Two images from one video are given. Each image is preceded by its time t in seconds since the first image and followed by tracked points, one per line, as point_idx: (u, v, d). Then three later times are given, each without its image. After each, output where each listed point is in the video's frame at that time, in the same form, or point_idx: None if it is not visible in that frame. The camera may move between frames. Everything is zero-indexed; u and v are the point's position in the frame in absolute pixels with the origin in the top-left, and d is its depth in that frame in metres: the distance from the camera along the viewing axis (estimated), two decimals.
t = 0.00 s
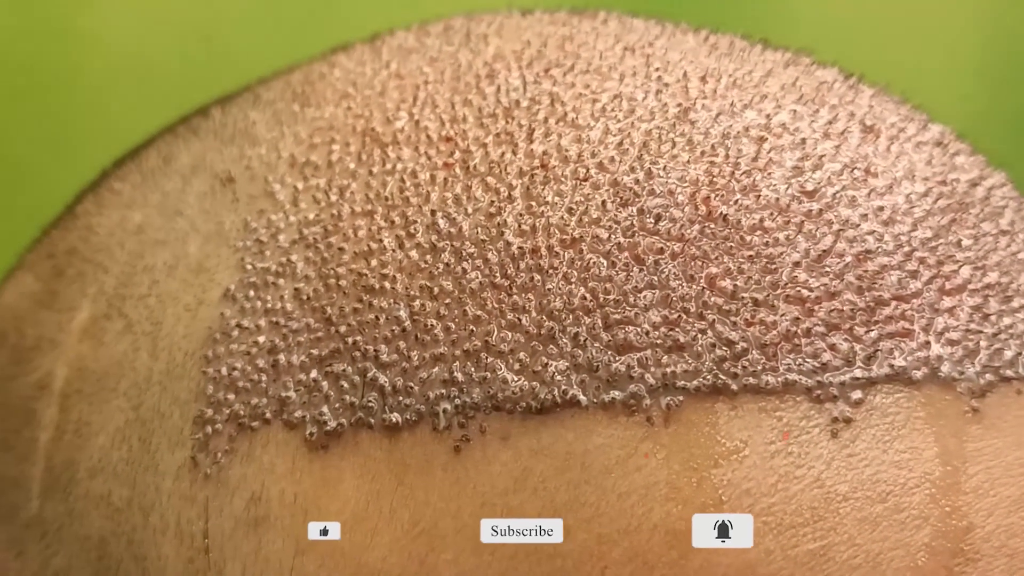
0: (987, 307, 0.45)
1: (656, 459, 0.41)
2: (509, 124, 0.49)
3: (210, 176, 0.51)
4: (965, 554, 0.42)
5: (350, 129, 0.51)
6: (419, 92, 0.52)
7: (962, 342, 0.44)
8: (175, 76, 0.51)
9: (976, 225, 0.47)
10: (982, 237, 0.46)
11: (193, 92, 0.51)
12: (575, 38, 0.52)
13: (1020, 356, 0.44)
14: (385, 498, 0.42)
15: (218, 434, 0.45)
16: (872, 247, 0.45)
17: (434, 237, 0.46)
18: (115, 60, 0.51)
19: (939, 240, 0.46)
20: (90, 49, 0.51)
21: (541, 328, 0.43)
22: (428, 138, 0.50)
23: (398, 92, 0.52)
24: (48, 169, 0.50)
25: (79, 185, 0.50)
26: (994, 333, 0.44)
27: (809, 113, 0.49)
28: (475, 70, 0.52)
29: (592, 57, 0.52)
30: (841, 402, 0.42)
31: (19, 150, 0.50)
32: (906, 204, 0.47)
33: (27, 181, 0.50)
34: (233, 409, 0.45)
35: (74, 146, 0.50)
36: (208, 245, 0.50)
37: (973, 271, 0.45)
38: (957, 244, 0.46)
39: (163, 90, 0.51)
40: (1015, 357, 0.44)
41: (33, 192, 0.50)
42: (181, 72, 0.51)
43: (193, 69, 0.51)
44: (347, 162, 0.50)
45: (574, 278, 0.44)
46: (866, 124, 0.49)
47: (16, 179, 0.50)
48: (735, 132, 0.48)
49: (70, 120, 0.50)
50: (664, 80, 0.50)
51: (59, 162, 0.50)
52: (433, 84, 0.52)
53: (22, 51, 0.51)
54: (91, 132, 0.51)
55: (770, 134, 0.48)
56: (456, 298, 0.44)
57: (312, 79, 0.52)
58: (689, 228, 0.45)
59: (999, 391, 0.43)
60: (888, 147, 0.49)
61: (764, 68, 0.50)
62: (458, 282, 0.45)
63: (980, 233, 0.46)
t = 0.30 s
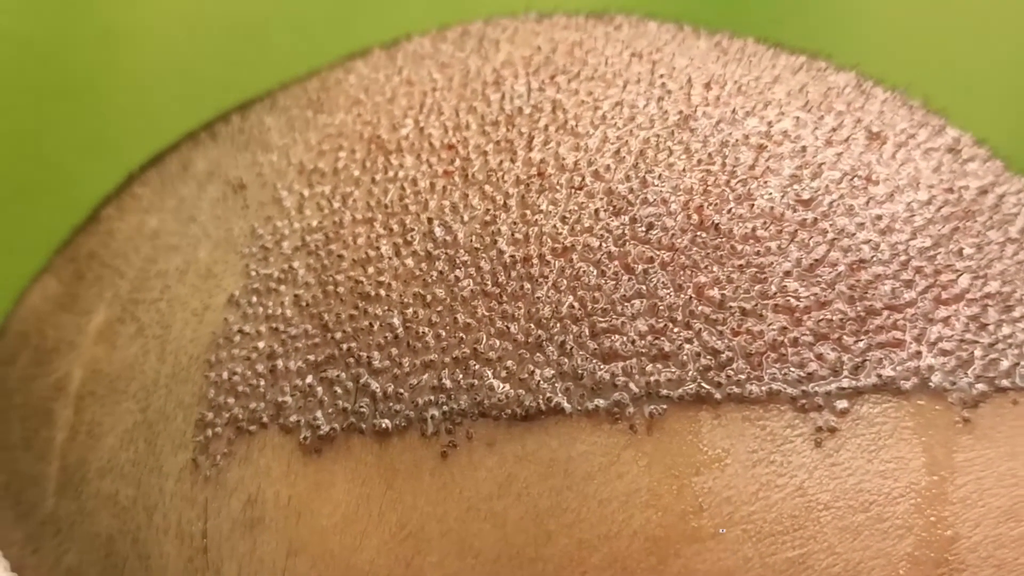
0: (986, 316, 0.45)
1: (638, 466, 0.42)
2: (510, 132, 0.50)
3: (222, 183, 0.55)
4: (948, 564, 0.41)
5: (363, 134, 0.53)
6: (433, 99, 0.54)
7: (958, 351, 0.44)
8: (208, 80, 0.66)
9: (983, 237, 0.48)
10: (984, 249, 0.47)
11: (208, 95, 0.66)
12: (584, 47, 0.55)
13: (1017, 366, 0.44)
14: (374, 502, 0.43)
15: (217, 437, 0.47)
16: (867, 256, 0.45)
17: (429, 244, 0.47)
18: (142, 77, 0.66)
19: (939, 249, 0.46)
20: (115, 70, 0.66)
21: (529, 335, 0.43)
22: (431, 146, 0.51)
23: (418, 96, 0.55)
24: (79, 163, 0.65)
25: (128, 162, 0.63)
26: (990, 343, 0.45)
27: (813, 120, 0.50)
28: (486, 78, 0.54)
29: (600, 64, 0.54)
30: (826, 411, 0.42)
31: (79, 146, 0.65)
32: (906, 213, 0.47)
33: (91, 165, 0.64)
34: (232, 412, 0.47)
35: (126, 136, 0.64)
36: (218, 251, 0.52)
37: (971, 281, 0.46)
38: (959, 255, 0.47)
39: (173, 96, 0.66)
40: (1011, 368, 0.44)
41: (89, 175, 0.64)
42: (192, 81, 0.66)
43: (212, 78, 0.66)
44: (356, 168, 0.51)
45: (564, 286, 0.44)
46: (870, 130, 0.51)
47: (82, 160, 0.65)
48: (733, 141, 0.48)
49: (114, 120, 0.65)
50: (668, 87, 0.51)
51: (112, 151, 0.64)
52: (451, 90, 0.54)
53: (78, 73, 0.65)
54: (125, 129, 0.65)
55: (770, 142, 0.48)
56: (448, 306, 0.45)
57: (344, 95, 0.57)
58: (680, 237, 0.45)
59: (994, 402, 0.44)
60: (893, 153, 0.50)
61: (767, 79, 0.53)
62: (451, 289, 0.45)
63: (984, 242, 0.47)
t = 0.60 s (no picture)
0: (970, 324, 0.45)
1: (611, 471, 0.42)
2: (501, 140, 0.50)
3: (229, 190, 0.55)
4: (923, 569, 0.42)
5: (362, 142, 0.54)
6: (431, 107, 0.54)
7: (939, 359, 0.44)
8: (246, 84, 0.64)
9: (975, 245, 0.47)
10: (973, 257, 0.47)
11: (243, 99, 0.64)
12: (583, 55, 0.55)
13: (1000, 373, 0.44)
14: (355, 504, 0.45)
15: (208, 439, 0.48)
16: (849, 265, 0.45)
17: (415, 252, 0.48)
18: (168, 79, 0.64)
19: (924, 255, 0.46)
20: (149, 74, 0.64)
21: (507, 342, 0.44)
22: (425, 153, 0.51)
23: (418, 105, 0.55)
24: (134, 160, 0.63)
25: (141, 177, 0.63)
26: (974, 351, 0.45)
27: (804, 128, 0.49)
28: (484, 87, 0.54)
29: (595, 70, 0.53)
30: (800, 418, 0.43)
31: (115, 142, 0.64)
32: (894, 221, 0.47)
33: (133, 161, 0.63)
34: (223, 414, 0.48)
35: (180, 134, 0.63)
36: (219, 256, 0.53)
37: (957, 289, 0.45)
38: (947, 263, 0.46)
39: (207, 103, 0.64)
40: (995, 374, 0.44)
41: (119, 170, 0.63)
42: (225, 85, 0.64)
43: (248, 85, 0.64)
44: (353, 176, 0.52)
45: (544, 294, 0.45)
46: (865, 138, 0.49)
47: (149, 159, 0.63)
48: (720, 150, 0.48)
49: (164, 118, 0.63)
50: (660, 94, 0.51)
51: (129, 151, 0.63)
52: (450, 98, 0.54)
53: (109, 76, 0.64)
54: (160, 132, 0.63)
55: (758, 150, 0.48)
56: (431, 313, 0.46)
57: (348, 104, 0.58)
58: (661, 245, 0.45)
59: (975, 409, 0.44)
60: (886, 160, 0.49)
61: (762, 86, 0.51)
62: (435, 297, 0.46)
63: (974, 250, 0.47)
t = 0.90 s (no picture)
0: (944, 328, 0.45)
1: (577, 474, 0.43)
2: (484, 146, 0.51)
3: (226, 198, 0.57)
4: None
5: (353, 149, 0.55)
6: (420, 115, 0.55)
7: (911, 364, 0.44)
8: (259, 83, 0.66)
9: (953, 250, 0.47)
10: (951, 261, 0.47)
11: (251, 101, 0.66)
12: (571, 62, 0.55)
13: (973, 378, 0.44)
14: (329, 505, 0.45)
15: (193, 440, 0.49)
16: (822, 269, 0.45)
17: (396, 257, 0.48)
18: (180, 89, 0.65)
19: (900, 259, 0.46)
20: (165, 85, 0.65)
21: (480, 346, 0.45)
22: (410, 160, 0.52)
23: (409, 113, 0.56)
24: (140, 164, 0.65)
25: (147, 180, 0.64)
26: (947, 356, 0.44)
27: (784, 131, 0.49)
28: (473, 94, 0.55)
29: (581, 77, 0.54)
30: (767, 423, 0.43)
31: (124, 146, 0.65)
32: (870, 225, 0.46)
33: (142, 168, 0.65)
34: (208, 415, 0.49)
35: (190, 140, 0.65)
36: (213, 263, 0.54)
37: (932, 293, 0.45)
38: (923, 267, 0.46)
39: (214, 104, 0.66)
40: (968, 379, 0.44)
41: (126, 178, 0.65)
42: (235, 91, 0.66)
43: (254, 87, 0.66)
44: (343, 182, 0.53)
45: (517, 298, 0.45)
46: (845, 142, 0.49)
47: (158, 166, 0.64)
48: (697, 155, 0.48)
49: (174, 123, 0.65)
50: (642, 98, 0.51)
51: (147, 164, 0.65)
52: (440, 105, 0.55)
53: (120, 87, 0.65)
54: (170, 137, 0.65)
55: (736, 154, 0.48)
56: (408, 316, 0.47)
57: (345, 112, 0.59)
58: (634, 250, 0.45)
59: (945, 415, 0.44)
60: (866, 164, 0.49)
61: (745, 91, 0.52)
62: (412, 301, 0.47)
63: (952, 255, 0.47)
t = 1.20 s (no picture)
0: (910, 329, 0.44)
1: (538, 474, 0.43)
2: (461, 149, 0.51)
3: (217, 199, 0.58)
4: None
5: (336, 152, 0.56)
6: (403, 117, 0.55)
7: (875, 364, 0.44)
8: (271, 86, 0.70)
9: (923, 251, 0.47)
10: (920, 261, 0.46)
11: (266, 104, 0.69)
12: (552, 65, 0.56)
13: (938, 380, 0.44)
14: (300, 503, 0.46)
15: (174, 438, 0.51)
16: (787, 270, 0.45)
17: (370, 258, 0.49)
18: (190, 91, 0.68)
19: (867, 259, 0.46)
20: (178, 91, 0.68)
21: (446, 346, 0.45)
22: (389, 162, 0.52)
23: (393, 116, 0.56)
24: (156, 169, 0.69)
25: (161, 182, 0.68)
26: (913, 357, 0.44)
27: (756, 133, 0.49)
28: (455, 97, 0.55)
29: (561, 79, 0.54)
30: (727, 423, 0.43)
31: (139, 153, 0.69)
32: (839, 227, 0.46)
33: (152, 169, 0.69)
34: (188, 414, 0.51)
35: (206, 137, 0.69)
36: (201, 263, 0.55)
37: (900, 294, 0.45)
38: (891, 267, 0.46)
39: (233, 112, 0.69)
40: (934, 381, 0.44)
41: (131, 174, 0.69)
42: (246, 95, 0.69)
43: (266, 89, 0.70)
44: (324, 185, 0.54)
45: (484, 299, 0.46)
46: (818, 143, 0.49)
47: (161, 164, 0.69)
48: (666, 156, 0.48)
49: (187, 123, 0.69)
50: (617, 100, 0.51)
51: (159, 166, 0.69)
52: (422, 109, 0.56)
53: (131, 98, 0.68)
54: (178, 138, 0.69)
55: (706, 156, 0.48)
56: (378, 317, 0.47)
57: (334, 116, 0.59)
58: (599, 251, 0.45)
59: (909, 416, 0.44)
60: (839, 165, 0.49)
61: (721, 92, 0.52)
62: (383, 301, 0.47)
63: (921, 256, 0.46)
